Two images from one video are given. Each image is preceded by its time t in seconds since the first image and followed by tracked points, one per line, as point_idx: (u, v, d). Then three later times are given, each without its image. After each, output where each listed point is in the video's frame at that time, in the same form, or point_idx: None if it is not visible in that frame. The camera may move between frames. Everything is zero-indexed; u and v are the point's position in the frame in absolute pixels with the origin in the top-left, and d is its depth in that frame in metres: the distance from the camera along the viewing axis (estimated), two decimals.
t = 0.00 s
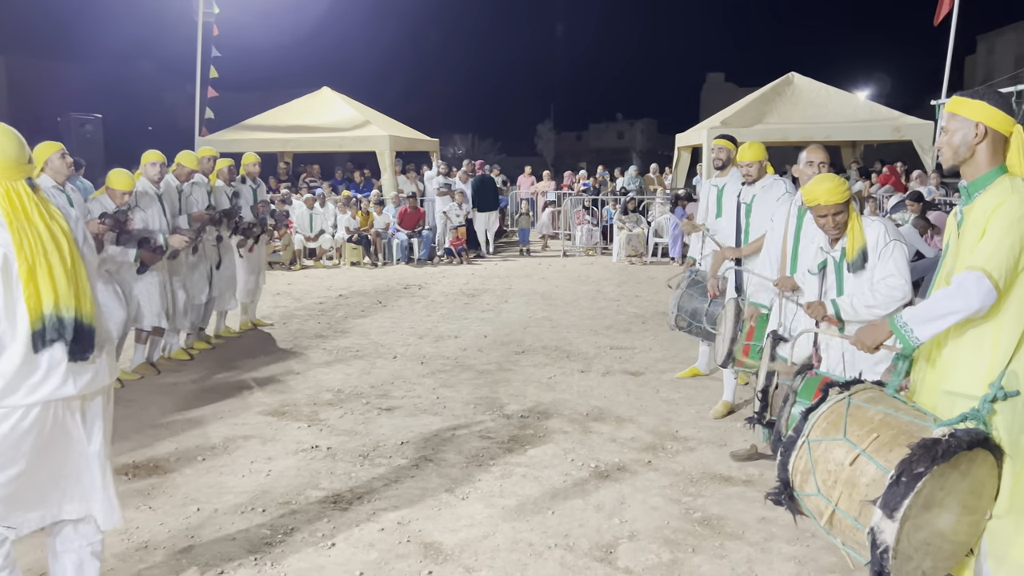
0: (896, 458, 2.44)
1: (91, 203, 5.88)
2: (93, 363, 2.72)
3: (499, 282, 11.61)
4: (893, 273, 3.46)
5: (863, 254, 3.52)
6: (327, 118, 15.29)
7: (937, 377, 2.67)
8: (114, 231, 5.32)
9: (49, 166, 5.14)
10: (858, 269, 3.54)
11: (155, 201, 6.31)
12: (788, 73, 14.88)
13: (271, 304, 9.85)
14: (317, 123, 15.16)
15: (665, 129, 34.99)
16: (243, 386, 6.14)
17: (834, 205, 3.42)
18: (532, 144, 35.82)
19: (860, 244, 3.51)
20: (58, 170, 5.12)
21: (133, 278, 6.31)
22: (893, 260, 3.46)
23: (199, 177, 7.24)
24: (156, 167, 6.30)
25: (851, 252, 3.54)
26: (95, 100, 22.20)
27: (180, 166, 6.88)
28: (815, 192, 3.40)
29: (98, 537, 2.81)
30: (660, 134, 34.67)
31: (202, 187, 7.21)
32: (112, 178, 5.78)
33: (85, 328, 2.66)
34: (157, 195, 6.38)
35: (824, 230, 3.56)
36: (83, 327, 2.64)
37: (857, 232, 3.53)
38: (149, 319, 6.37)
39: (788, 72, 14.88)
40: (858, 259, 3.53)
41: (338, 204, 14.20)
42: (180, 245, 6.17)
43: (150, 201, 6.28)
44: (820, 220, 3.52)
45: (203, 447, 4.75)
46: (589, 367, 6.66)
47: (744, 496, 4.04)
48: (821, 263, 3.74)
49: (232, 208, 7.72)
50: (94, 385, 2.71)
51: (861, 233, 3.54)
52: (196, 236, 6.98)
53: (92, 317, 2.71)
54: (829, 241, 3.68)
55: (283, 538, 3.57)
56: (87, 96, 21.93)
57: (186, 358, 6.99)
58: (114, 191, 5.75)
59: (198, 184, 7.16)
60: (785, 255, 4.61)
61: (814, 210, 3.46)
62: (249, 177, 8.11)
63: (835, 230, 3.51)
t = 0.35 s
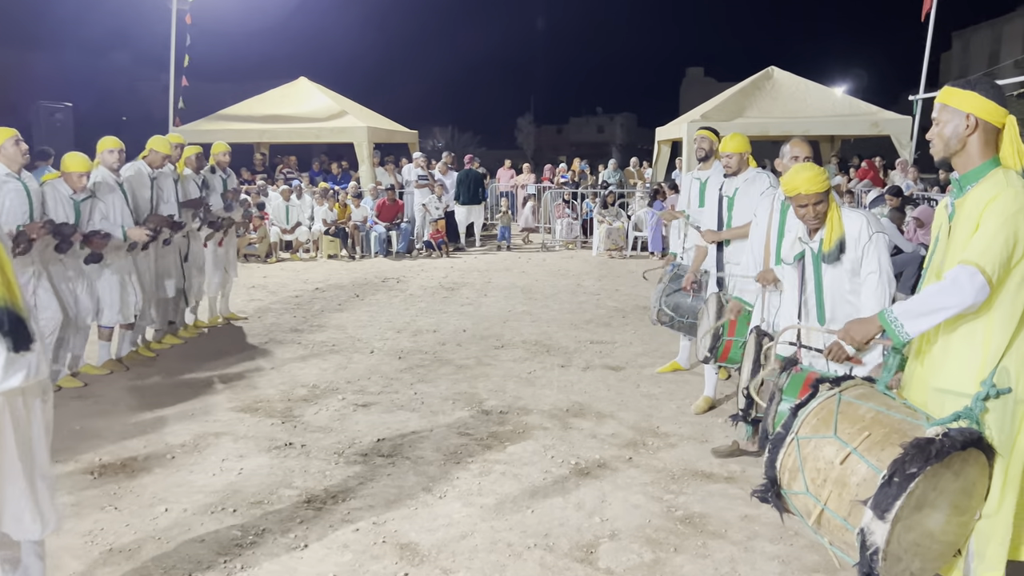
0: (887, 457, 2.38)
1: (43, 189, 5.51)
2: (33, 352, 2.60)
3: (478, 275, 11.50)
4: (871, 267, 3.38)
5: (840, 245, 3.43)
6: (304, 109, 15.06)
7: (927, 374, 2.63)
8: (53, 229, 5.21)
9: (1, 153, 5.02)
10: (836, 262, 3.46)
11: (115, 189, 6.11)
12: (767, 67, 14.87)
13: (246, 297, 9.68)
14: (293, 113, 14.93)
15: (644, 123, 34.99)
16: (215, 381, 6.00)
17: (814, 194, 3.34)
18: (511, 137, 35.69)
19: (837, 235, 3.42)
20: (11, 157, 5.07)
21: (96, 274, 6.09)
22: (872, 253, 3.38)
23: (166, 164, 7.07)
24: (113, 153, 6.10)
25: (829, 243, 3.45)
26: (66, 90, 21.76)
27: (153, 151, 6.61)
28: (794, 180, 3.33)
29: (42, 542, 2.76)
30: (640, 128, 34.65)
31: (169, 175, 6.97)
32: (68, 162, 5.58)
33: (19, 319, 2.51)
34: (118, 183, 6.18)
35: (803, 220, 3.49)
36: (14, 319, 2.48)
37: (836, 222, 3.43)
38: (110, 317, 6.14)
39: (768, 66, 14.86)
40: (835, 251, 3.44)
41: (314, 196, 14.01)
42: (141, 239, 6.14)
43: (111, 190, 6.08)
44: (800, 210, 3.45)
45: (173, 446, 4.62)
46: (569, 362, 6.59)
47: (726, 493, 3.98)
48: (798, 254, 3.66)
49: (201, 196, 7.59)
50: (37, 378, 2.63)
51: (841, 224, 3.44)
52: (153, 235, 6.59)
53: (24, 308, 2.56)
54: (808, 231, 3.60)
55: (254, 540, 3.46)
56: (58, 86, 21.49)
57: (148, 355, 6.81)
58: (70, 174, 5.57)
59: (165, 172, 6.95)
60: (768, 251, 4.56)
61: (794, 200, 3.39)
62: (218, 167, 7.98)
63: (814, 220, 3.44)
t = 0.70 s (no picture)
0: (884, 469, 2.26)
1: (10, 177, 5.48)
2: None
3: (463, 272, 11.37)
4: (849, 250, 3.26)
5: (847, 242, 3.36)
6: (287, 103, 14.85)
7: (924, 381, 2.51)
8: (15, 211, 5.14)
9: None
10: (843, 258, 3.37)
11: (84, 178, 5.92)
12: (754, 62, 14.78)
13: (226, 294, 9.50)
14: (276, 107, 14.72)
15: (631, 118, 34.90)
16: (191, 382, 5.85)
17: (828, 191, 3.25)
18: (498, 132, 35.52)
19: (846, 232, 3.35)
20: None
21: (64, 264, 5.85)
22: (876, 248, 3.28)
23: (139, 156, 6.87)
24: (72, 140, 5.86)
25: (836, 240, 3.37)
26: (45, 82, 21.39)
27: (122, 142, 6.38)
28: (806, 176, 3.23)
29: None
30: (627, 122, 34.56)
31: (144, 167, 6.83)
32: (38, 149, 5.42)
33: None
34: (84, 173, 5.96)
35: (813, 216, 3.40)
36: None
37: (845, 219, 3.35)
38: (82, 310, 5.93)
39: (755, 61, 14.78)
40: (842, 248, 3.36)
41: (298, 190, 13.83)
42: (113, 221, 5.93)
43: (78, 179, 5.88)
44: (811, 207, 3.35)
45: (144, 451, 4.47)
46: (555, 361, 6.47)
47: (714, 499, 3.88)
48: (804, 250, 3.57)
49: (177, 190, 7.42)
50: None
51: (849, 221, 3.36)
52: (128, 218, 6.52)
53: None
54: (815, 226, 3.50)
55: (225, 551, 3.33)
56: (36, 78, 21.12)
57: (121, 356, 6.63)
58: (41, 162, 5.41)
59: (138, 163, 6.78)
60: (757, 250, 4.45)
61: (806, 196, 3.30)
62: (194, 161, 7.76)
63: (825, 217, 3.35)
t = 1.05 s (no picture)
0: (877, 481, 2.19)
1: None
2: None
3: (450, 270, 11.26)
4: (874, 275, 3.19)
5: (853, 256, 3.24)
6: (273, 99, 14.68)
7: (917, 390, 2.42)
8: None
9: None
10: (846, 272, 3.27)
11: (67, 178, 5.79)
12: (744, 59, 14.72)
13: (209, 293, 9.37)
14: (261, 103, 14.56)
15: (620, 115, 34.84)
16: (170, 385, 5.72)
17: (831, 200, 3.17)
18: (487, 129, 35.36)
19: (850, 245, 3.24)
20: None
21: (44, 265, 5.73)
22: (882, 266, 3.17)
23: (121, 154, 6.72)
24: (55, 138, 5.72)
25: (841, 252, 3.26)
26: (26, 77, 21.09)
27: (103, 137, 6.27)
28: (809, 183, 3.17)
29: None
30: (616, 119, 34.50)
31: (127, 165, 6.71)
32: (22, 147, 5.30)
33: None
34: (68, 170, 5.84)
35: (814, 225, 3.30)
36: None
37: (849, 232, 3.24)
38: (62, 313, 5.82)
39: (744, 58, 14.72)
40: (846, 262, 3.25)
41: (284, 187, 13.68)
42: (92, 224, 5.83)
43: (60, 177, 5.75)
44: (812, 216, 3.25)
45: (118, 457, 4.35)
46: (542, 362, 6.38)
47: (701, 505, 3.80)
48: (804, 261, 3.47)
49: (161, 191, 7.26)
50: None
51: (853, 234, 3.25)
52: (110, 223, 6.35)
53: None
54: (816, 238, 3.41)
55: (199, 563, 3.23)
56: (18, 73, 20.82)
57: (101, 357, 6.42)
58: (25, 161, 5.30)
59: (121, 162, 6.64)
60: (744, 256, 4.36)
61: (806, 203, 3.23)
62: (178, 159, 7.58)
63: (827, 227, 3.24)
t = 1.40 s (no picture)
0: (860, 484, 2.14)
1: None
2: None
3: (433, 268, 11.19)
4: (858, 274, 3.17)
5: (835, 253, 3.22)
6: (252, 95, 14.53)
7: (900, 390, 2.38)
8: None
9: None
10: (827, 270, 3.25)
11: (47, 177, 5.72)
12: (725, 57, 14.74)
13: (187, 292, 9.25)
14: (241, 99, 14.40)
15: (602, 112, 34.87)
16: (145, 386, 5.62)
17: (810, 196, 3.14)
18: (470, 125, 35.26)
19: (831, 242, 3.21)
20: None
21: (20, 261, 5.63)
22: (865, 264, 3.17)
23: (100, 152, 6.58)
24: (39, 137, 5.65)
25: (823, 251, 3.23)
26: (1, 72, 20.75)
27: (82, 136, 6.19)
28: (788, 179, 3.13)
29: None
30: (598, 116, 34.53)
31: (107, 165, 6.55)
32: None
33: None
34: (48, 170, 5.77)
35: (794, 222, 3.26)
36: None
37: (830, 229, 3.22)
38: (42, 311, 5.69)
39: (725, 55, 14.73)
40: (828, 260, 3.22)
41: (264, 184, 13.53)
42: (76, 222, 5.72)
43: (40, 177, 5.67)
44: (792, 212, 3.22)
45: (91, 460, 4.25)
46: (524, 361, 6.33)
47: (684, 506, 3.76)
48: (787, 260, 3.47)
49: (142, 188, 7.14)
50: None
51: (834, 230, 3.23)
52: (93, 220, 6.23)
53: None
54: (799, 237, 3.40)
55: (172, 570, 3.15)
56: None
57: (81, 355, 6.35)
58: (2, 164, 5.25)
59: (100, 161, 6.51)
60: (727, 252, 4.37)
61: (787, 199, 3.18)
62: (162, 156, 7.54)
63: (808, 223, 3.21)
